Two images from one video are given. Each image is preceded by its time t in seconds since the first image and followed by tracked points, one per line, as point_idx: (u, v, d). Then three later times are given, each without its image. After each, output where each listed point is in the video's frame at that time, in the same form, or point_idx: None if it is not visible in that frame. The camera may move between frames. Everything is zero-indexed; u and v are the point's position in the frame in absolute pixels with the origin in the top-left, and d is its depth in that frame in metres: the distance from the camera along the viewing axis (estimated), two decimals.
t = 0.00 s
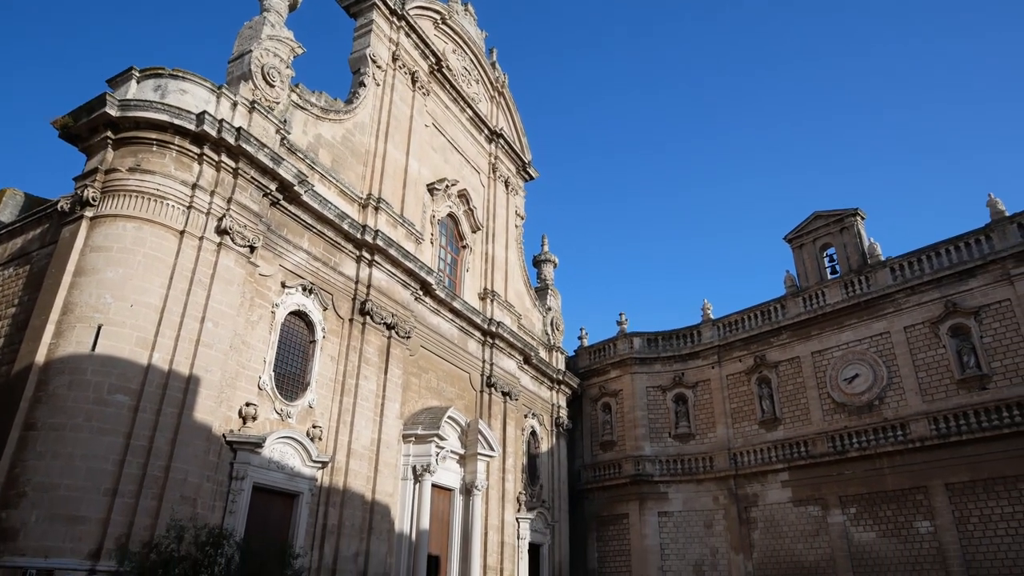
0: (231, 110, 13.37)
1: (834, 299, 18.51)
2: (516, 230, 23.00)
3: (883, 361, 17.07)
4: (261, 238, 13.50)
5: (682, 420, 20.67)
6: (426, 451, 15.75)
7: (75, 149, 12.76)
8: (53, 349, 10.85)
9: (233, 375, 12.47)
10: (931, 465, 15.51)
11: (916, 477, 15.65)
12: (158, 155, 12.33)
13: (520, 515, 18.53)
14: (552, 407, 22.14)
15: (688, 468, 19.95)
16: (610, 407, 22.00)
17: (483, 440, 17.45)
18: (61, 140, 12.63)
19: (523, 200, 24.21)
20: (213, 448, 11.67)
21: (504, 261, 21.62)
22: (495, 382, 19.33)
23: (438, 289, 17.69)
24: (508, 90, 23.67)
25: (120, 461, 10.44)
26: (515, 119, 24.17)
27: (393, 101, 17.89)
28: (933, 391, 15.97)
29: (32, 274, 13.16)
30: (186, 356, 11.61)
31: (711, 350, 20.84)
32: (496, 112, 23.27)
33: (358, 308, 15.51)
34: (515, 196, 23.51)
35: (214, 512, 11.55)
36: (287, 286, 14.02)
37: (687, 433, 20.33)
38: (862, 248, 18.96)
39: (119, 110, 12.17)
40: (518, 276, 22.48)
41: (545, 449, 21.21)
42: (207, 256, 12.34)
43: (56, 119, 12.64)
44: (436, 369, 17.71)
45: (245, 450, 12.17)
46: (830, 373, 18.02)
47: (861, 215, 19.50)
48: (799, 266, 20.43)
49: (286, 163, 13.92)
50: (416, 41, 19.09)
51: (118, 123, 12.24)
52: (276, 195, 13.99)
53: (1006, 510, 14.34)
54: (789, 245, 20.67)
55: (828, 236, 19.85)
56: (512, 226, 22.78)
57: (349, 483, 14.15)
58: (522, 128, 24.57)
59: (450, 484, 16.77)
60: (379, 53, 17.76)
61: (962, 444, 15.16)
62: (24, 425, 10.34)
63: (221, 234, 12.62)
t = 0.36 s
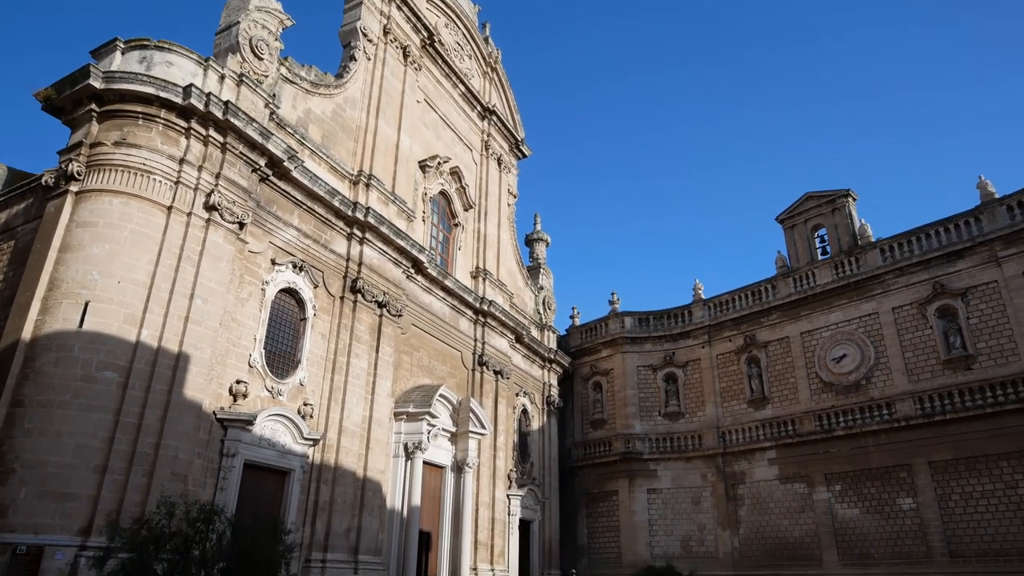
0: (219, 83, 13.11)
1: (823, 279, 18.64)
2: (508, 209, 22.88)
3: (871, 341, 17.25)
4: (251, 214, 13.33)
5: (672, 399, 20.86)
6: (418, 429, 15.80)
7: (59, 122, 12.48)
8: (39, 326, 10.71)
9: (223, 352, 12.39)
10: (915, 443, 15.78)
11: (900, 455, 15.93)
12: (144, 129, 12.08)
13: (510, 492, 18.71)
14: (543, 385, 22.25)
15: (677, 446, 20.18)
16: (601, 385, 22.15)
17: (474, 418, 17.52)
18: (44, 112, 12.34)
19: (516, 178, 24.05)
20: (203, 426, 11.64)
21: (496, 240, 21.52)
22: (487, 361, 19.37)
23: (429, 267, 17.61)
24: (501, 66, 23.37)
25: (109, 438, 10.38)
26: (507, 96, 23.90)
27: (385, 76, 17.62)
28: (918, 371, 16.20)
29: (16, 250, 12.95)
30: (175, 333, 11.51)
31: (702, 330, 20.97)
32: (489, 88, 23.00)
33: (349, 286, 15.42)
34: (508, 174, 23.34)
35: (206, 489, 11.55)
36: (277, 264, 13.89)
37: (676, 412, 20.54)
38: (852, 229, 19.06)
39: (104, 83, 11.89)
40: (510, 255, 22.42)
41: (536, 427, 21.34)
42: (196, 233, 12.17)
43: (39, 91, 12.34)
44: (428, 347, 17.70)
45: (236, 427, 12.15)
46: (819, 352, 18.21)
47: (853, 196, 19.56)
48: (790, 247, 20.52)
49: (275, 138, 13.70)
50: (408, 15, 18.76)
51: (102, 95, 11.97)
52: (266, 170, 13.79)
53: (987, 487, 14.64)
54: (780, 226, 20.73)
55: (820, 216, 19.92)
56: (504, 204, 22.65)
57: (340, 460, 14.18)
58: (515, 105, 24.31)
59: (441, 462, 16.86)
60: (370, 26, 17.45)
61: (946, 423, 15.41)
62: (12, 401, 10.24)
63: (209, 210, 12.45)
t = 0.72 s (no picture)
0: (205, 53, 12.85)
1: (813, 259, 18.71)
2: (499, 184, 22.74)
3: (859, 321, 17.38)
4: (238, 187, 13.17)
5: (660, 376, 21.01)
6: (407, 404, 15.86)
7: (41, 91, 12.23)
8: (24, 299, 10.59)
9: (212, 326, 12.34)
10: (899, 421, 15.98)
11: (884, 433, 16.15)
12: (129, 99, 11.85)
13: (499, 467, 18.88)
14: (532, 362, 22.34)
15: (665, 423, 20.37)
16: (591, 362, 22.28)
17: (464, 394, 17.60)
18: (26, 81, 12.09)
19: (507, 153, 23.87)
20: (192, 400, 11.61)
21: (486, 215, 21.41)
22: (477, 337, 19.40)
23: (419, 243, 17.52)
24: (493, 38, 23.05)
25: (97, 412, 10.33)
26: (499, 70, 23.62)
27: (375, 48, 17.35)
28: (904, 351, 16.35)
29: None
30: (163, 307, 11.42)
31: (691, 308, 21.05)
32: (481, 62, 22.71)
33: (338, 261, 15.32)
34: (499, 149, 23.16)
35: (195, 463, 11.57)
36: (265, 238, 13.77)
37: (665, 389, 20.70)
38: (843, 208, 19.09)
39: (87, 51, 11.65)
40: (501, 231, 22.33)
41: (525, 403, 21.46)
42: (183, 205, 12.02)
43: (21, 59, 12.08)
44: (418, 323, 17.68)
45: (225, 401, 12.13)
46: (807, 331, 18.34)
47: (844, 175, 19.55)
48: (781, 226, 20.55)
49: (263, 110, 13.50)
50: None
51: (86, 64, 11.72)
52: (254, 143, 13.60)
53: (968, 465, 14.88)
54: (771, 204, 20.72)
55: (811, 195, 19.92)
56: (496, 179, 22.50)
57: (330, 435, 14.21)
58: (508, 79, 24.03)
59: (431, 437, 16.96)
60: None
61: (930, 402, 15.59)
62: None
63: (196, 182, 12.28)
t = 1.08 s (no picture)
0: (194, 23, 12.63)
1: (806, 237, 18.73)
2: (493, 159, 22.59)
3: (850, 299, 17.44)
4: (229, 160, 13.04)
5: (652, 353, 21.11)
6: (400, 379, 15.91)
7: (28, 60, 12.05)
8: (14, 272, 10.52)
9: (203, 300, 12.29)
10: (887, 399, 16.13)
11: (873, 410, 16.30)
12: (117, 69, 11.64)
13: (491, 442, 19.00)
14: (525, 338, 22.39)
15: (656, 399, 20.51)
16: (583, 338, 22.35)
17: (456, 369, 17.66)
18: (12, 50, 11.91)
19: (501, 128, 23.69)
20: (185, 373, 11.61)
21: (480, 191, 21.31)
22: (469, 313, 19.41)
23: (412, 218, 17.43)
24: (488, 11, 22.75)
25: (89, 384, 10.31)
26: (494, 43, 23.34)
27: (367, 19, 17.11)
28: (895, 329, 16.45)
29: None
30: (154, 281, 11.34)
31: (684, 285, 21.08)
32: (475, 35, 22.43)
33: (330, 236, 15.24)
34: (493, 123, 22.97)
35: (187, 436, 11.60)
36: (257, 212, 13.67)
37: (656, 365, 20.80)
38: (837, 186, 19.06)
39: (74, 20, 11.44)
40: (495, 207, 22.23)
41: (518, 379, 21.55)
42: (173, 178, 11.89)
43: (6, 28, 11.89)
44: (411, 299, 17.66)
45: (218, 375, 12.13)
46: (799, 309, 18.40)
47: (839, 153, 19.50)
48: (774, 204, 20.52)
49: (254, 82, 13.32)
50: None
51: (73, 33, 11.53)
52: (244, 115, 13.44)
53: (955, 443, 15.05)
54: (766, 181, 20.67)
55: (805, 173, 19.87)
56: (490, 154, 22.36)
57: (322, 410, 14.25)
58: (502, 53, 23.76)
59: (423, 412, 17.04)
60: None
61: (919, 380, 15.72)
62: None
63: (187, 155, 12.14)
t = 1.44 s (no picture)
0: None
1: (798, 218, 18.79)
2: (486, 137, 22.46)
3: (841, 280, 17.55)
4: (219, 135, 12.89)
5: (643, 332, 21.20)
6: (392, 357, 15.91)
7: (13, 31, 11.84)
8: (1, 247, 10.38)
9: (194, 276, 12.20)
10: (875, 378, 16.30)
11: (861, 389, 16.47)
12: (104, 41, 11.42)
13: (483, 420, 19.08)
14: (517, 317, 22.41)
15: (648, 378, 20.63)
16: (575, 317, 22.42)
17: (448, 347, 17.67)
18: None
19: (495, 105, 23.52)
20: (175, 350, 11.55)
21: (473, 169, 21.20)
22: (462, 291, 19.39)
23: (404, 195, 17.33)
24: None
25: (79, 360, 10.23)
26: (487, 18, 23.09)
27: None
28: (884, 310, 16.59)
29: None
30: (144, 257, 11.23)
31: (676, 265, 21.12)
32: (468, 10, 22.19)
33: (322, 213, 15.14)
34: (486, 100, 22.80)
35: (178, 413, 11.57)
36: (248, 187, 13.54)
37: (648, 344, 20.90)
38: (830, 166, 19.10)
39: None
40: (488, 184, 22.15)
41: (510, 358, 21.59)
42: (162, 153, 11.74)
43: None
44: (403, 277, 17.61)
45: (209, 352, 12.08)
46: (790, 290, 18.51)
47: (832, 133, 19.52)
48: (767, 183, 20.55)
49: (244, 55, 13.14)
50: None
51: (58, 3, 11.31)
52: (235, 89, 13.26)
53: (941, 422, 15.25)
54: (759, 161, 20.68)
55: (798, 153, 19.89)
56: (482, 132, 22.22)
57: (314, 387, 14.23)
58: (496, 29, 23.52)
59: (415, 389, 17.06)
60: None
61: (907, 360, 15.87)
62: None
63: (176, 129, 11.98)
